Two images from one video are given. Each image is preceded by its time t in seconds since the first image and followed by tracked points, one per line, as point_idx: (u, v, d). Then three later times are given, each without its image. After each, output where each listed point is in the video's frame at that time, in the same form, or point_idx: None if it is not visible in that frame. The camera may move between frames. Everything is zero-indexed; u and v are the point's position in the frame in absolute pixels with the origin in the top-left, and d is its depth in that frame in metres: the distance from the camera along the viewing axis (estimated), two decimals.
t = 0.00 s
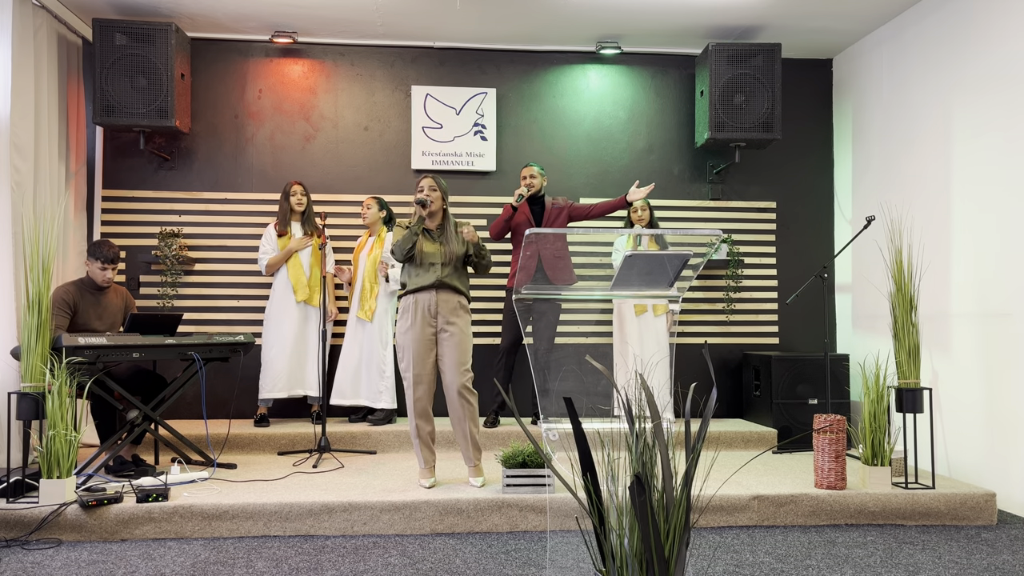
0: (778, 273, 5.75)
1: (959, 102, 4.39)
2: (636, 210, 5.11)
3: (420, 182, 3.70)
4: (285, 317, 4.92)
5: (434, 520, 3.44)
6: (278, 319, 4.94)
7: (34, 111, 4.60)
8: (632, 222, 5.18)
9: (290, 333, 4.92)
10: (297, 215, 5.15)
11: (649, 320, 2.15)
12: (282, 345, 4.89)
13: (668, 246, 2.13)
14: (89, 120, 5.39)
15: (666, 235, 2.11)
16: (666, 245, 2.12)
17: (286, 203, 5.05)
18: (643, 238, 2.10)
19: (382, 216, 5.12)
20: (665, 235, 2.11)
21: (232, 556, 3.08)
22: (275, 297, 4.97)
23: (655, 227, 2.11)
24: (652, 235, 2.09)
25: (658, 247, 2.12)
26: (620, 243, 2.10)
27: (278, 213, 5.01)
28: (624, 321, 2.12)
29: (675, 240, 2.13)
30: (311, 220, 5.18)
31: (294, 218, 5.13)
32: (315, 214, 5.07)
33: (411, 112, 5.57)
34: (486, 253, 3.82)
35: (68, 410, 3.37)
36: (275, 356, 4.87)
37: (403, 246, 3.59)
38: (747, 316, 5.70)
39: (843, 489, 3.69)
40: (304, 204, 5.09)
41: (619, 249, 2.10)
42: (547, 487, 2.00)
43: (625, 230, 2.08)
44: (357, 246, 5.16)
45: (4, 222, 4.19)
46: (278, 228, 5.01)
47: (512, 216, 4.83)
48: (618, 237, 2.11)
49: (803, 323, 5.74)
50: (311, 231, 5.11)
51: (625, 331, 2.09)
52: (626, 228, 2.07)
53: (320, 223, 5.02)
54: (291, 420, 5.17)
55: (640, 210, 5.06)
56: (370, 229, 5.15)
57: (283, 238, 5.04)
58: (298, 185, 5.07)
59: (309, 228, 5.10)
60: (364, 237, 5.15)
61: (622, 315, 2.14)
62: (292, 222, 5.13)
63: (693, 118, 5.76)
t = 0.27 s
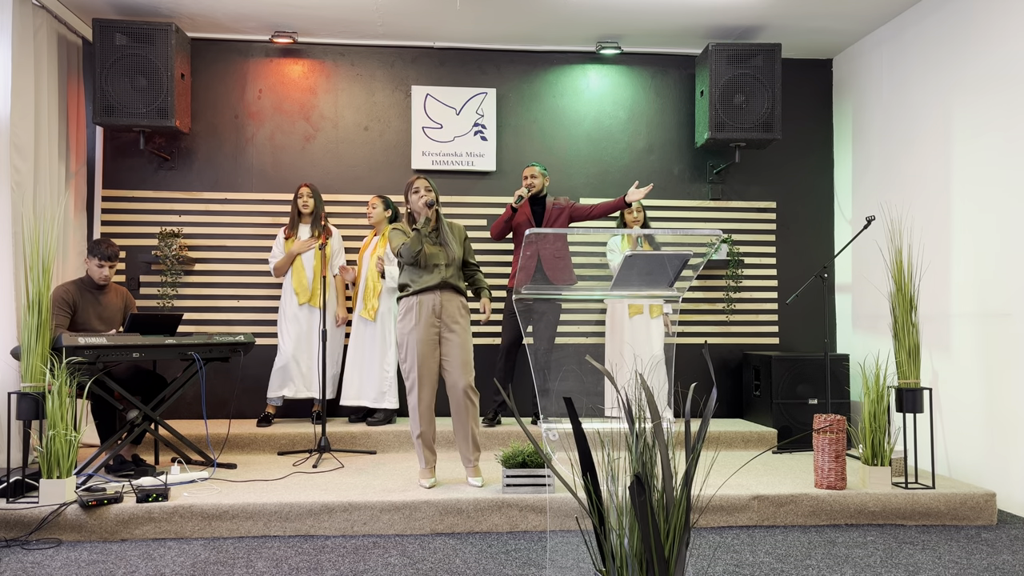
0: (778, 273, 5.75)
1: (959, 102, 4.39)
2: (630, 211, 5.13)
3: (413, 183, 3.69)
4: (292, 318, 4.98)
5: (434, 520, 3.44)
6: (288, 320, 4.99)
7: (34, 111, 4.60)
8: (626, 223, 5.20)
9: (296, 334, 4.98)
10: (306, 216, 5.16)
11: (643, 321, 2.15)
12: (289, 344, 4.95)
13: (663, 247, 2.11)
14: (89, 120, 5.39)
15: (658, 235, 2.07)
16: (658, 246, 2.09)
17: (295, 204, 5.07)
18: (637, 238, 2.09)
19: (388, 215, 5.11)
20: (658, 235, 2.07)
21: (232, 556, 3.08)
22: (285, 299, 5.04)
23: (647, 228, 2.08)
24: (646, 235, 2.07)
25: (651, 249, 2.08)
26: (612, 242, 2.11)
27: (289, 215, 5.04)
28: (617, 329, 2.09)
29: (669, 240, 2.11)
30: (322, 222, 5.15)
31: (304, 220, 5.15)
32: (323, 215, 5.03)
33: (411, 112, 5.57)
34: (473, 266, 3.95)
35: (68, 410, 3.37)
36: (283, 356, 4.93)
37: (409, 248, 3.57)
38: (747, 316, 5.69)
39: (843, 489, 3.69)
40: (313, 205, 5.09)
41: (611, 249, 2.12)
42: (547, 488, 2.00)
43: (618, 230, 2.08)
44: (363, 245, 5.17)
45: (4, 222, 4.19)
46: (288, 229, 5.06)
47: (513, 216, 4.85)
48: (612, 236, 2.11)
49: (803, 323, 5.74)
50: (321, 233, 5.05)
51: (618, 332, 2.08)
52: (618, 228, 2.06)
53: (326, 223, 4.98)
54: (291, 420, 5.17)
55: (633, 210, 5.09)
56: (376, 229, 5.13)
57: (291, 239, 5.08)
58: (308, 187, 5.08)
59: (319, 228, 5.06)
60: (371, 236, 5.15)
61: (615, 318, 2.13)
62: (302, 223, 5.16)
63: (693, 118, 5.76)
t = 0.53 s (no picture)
0: (778, 274, 5.75)
1: (959, 102, 4.40)
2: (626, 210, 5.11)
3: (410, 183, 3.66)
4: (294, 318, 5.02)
5: (434, 520, 3.44)
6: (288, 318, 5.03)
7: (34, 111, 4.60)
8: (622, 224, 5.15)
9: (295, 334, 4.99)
10: (312, 216, 5.13)
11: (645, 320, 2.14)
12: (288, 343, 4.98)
13: (658, 247, 2.10)
14: (89, 120, 5.39)
15: (654, 236, 2.09)
16: (654, 246, 2.10)
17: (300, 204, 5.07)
18: (635, 238, 2.09)
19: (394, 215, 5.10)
20: (654, 235, 2.09)
21: (232, 556, 3.08)
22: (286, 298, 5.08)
23: (644, 228, 2.10)
24: (641, 236, 2.09)
25: (647, 249, 2.10)
26: (609, 242, 2.11)
27: (295, 215, 5.07)
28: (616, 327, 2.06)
29: (666, 240, 2.12)
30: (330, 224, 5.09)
31: (309, 219, 5.14)
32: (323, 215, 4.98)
33: (411, 112, 5.57)
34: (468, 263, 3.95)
35: (68, 410, 3.37)
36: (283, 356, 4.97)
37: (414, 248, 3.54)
38: (747, 316, 5.69)
39: (843, 489, 3.69)
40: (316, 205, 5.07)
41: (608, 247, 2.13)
42: (547, 488, 2.00)
43: (614, 230, 2.08)
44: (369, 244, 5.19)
45: (4, 222, 4.19)
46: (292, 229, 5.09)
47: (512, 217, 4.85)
48: (609, 236, 2.12)
49: (803, 323, 5.74)
50: (321, 232, 4.97)
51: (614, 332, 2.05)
52: (615, 228, 2.05)
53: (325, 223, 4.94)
54: (291, 420, 5.17)
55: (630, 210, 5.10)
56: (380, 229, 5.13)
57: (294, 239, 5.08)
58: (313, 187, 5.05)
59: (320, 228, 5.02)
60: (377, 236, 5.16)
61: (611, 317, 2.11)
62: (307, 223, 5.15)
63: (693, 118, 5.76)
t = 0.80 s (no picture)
0: (778, 273, 5.75)
1: (959, 102, 4.40)
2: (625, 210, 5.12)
3: (417, 185, 3.67)
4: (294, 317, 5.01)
5: (434, 520, 3.44)
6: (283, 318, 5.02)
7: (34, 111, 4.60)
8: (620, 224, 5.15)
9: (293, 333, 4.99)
10: (313, 216, 5.13)
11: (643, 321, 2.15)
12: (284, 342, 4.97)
13: (658, 247, 2.10)
14: (89, 120, 5.38)
15: (653, 236, 2.08)
16: (654, 246, 2.09)
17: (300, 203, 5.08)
18: (632, 238, 2.09)
19: (394, 215, 5.10)
20: (653, 235, 2.08)
21: (232, 556, 3.08)
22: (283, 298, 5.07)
23: (643, 228, 2.10)
24: (640, 235, 2.09)
25: (647, 248, 2.09)
26: (607, 243, 2.11)
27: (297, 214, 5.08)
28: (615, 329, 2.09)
29: (666, 241, 2.11)
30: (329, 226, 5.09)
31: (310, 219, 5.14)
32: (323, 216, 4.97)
33: (411, 112, 5.57)
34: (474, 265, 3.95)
35: (68, 410, 3.37)
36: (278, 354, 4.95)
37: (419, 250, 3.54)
38: (747, 316, 5.69)
39: (843, 489, 3.69)
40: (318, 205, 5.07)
41: (605, 250, 2.12)
42: (547, 488, 2.00)
43: (612, 230, 2.09)
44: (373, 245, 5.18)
45: (4, 222, 4.19)
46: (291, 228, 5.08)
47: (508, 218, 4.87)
48: (607, 236, 2.12)
49: (803, 323, 5.74)
50: (321, 232, 4.99)
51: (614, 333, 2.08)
52: (614, 228, 2.06)
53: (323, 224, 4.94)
54: (291, 420, 5.17)
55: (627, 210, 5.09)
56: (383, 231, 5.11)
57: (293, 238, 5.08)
58: (315, 188, 5.05)
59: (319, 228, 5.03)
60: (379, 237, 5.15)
61: (611, 316, 2.14)
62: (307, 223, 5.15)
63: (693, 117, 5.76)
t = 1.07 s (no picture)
0: (778, 274, 5.75)
1: (959, 102, 4.39)
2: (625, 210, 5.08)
3: (427, 182, 3.62)
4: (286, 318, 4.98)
5: (434, 520, 3.44)
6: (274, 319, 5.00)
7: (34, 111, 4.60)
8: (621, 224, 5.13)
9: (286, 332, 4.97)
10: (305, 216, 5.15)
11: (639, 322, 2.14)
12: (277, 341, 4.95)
13: (658, 247, 2.10)
14: (89, 120, 5.38)
15: (653, 236, 2.09)
16: (654, 246, 2.10)
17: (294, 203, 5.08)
18: (632, 239, 2.09)
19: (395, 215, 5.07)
20: (653, 235, 2.09)
21: (232, 556, 3.08)
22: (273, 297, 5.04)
23: (643, 228, 2.10)
24: (640, 235, 2.09)
25: (647, 249, 2.10)
26: (608, 244, 2.08)
27: (288, 212, 5.07)
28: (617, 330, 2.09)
29: (665, 240, 2.11)
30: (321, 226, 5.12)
31: (301, 219, 5.14)
32: (319, 214, 5.01)
33: (411, 112, 5.57)
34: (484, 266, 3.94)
35: (68, 410, 3.37)
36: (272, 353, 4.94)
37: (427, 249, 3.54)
38: (747, 316, 5.69)
39: (843, 489, 3.69)
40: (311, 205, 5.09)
41: (607, 250, 2.09)
42: (547, 487, 2.00)
43: (614, 230, 2.06)
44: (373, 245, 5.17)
45: (4, 222, 4.19)
46: (283, 227, 5.08)
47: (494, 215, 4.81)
48: (607, 236, 2.09)
49: (803, 323, 5.74)
50: (316, 232, 5.04)
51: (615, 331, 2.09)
52: (614, 228, 2.04)
53: (321, 222, 4.97)
54: (291, 420, 5.17)
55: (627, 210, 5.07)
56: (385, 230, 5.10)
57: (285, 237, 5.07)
58: (309, 188, 5.08)
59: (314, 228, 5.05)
60: (380, 236, 5.13)
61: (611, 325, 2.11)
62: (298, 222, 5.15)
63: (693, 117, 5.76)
